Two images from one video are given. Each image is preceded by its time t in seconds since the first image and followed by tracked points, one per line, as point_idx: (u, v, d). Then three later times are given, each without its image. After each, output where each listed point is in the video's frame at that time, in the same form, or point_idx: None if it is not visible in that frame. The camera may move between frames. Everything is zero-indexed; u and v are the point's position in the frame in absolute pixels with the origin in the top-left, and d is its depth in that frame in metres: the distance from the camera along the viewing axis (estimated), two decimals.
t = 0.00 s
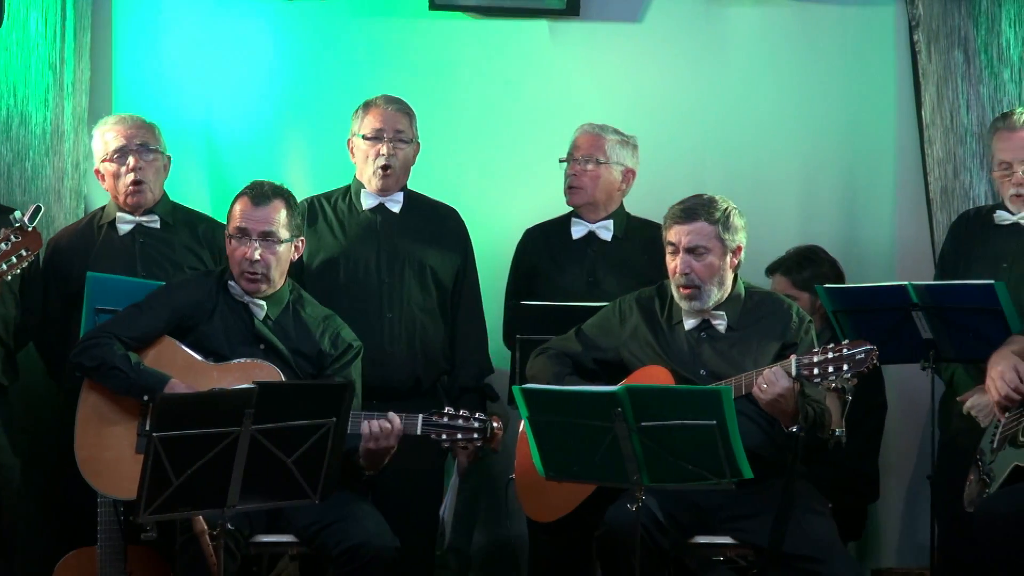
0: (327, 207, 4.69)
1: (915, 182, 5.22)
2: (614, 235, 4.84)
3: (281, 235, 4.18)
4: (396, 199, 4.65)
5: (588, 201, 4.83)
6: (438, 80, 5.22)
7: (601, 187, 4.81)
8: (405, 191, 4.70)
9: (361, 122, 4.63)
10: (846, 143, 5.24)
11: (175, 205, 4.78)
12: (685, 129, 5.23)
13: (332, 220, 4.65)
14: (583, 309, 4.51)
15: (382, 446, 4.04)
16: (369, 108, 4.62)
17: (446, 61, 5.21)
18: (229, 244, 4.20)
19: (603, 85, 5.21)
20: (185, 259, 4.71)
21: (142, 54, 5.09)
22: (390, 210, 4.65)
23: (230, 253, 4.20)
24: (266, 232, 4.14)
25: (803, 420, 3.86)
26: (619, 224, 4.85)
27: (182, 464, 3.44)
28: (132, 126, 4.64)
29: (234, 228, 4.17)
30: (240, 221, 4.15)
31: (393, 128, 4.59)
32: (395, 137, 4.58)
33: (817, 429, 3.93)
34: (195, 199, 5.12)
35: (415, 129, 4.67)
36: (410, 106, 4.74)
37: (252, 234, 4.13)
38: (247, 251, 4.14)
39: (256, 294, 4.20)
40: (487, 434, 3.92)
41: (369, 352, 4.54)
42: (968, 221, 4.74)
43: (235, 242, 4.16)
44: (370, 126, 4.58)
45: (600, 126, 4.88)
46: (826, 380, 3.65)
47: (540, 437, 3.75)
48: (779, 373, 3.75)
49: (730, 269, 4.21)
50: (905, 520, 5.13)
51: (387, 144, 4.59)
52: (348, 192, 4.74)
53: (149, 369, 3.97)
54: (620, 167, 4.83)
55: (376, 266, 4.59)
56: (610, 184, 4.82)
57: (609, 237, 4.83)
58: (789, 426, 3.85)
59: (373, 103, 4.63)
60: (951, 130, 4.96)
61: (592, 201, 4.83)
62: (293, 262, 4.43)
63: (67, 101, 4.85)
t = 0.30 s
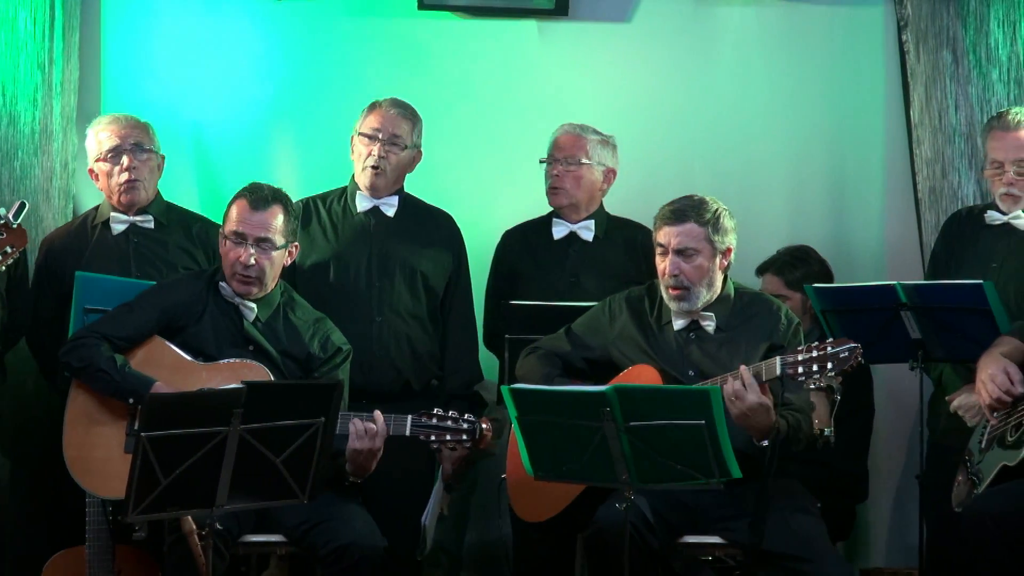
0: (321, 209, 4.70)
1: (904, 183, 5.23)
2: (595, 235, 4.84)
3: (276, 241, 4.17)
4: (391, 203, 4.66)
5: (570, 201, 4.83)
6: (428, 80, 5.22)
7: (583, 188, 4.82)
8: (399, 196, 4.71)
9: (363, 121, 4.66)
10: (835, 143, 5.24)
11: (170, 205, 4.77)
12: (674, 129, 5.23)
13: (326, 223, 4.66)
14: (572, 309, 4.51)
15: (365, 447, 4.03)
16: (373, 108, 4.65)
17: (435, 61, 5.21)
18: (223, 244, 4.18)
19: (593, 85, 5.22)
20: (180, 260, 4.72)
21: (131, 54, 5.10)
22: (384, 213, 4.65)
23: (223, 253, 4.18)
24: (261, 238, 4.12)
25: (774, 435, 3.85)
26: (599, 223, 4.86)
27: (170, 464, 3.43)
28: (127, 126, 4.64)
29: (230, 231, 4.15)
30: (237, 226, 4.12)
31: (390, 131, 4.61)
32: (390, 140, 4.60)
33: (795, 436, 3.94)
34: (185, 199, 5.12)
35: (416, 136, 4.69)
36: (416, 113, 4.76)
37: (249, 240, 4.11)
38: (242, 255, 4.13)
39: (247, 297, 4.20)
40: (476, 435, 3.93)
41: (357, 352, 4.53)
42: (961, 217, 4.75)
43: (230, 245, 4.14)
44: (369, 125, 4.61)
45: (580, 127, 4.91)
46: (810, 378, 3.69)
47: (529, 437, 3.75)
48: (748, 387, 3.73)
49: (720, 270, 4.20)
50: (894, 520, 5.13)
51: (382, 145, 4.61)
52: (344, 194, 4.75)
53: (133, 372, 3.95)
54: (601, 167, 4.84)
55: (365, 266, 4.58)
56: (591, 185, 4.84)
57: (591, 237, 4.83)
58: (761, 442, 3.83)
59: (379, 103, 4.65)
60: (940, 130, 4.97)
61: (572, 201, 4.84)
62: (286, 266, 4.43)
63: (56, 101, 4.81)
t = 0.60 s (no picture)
0: (315, 209, 4.70)
1: (893, 183, 5.23)
2: (580, 234, 4.85)
3: (282, 247, 4.20)
4: (384, 204, 4.65)
5: (557, 202, 4.84)
6: (418, 80, 5.22)
7: (570, 187, 4.86)
8: (393, 197, 4.70)
9: (361, 121, 4.73)
10: (826, 143, 5.24)
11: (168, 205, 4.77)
12: (664, 129, 5.23)
13: (317, 225, 4.65)
14: (564, 309, 4.51)
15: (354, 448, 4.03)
16: (370, 109, 4.74)
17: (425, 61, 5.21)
18: (225, 247, 4.17)
19: (582, 86, 5.21)
20: (179, 259, 4.72)
21: (121, 55, 5.10)
22: (376, 215, 4.64)
23: (226, 256, 4.17)
24: (270, 243, 4.14)
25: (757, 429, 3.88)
26: (584, 223, 4.87)
27: (159, 464, 3.43)
28: (123, 125, 4.65)
29: (238, 235, 4.15)
30: (249, 231, 4.12)
31: (386, 129, 4.67)
32: (386, 137, 4.65)
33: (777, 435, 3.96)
34: (175, 197, 5.12)
35: (413, 138, 4.75)
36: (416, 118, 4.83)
37: (260, 246, 4.13)
38: (251, 260, 4.14)
39: (241, 299, 4.18)
40: (465, 437, 3.93)
41: (347, 352, 4.53)
42: (952, 218, 4.72)
43: (238, 249, 4.14)
44: (367, 122, 4.68)
45: (567, 126, 4.95)
46: (799, 375, 3.71)
47: (518, 436, 3.75)
48: (739, 375, 3.75)
49: (710, 271, 4.19)
50: (883, 520, 5.13)
51: (377, 143, 4.66)
52: (339, 196, 4.74)
53: (123, 372, 3.96)
54: (588, 166, 4.88)
55: (355, 266, 4.57)
56: (577, 184, 4.87)
57: (574, 237, 4.84)
58: (744, 435, 3.85)
59: (376, 104, 4.74)
60: (929, 130, 4.97)
61: (560, 202, 4.85)
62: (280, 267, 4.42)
63: (45, 100, 4.82)
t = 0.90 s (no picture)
0: (308, 211, 4.72)
1: (883, 183, 5.24)
2: (568, 233, 4.87)
3: (278, 249, 4.19)
4: (376, 204, 4.66)
5: (548, 201, 4.87)
6: (408, 80, 5.21)
7: (560, 185, 4.88)
8: (385, 197, 4.71)
9: (353, 120, 4.73)
10: (815, 143, 5.25)
11: (164, 205, 4.77)
12: (654, 130, 5.24)
13: (310, 225, 4.66)
14: (557, 308, 4.51)
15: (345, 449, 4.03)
16: (362, 108, 4.74)
17: (414, 60, 5.21)
18: (221, 246, 4.16)
19: (573, 85, 5.21)
20: (177, 260, 4.71)
21: (111, 54, 5.09)
22: (368, 215, 4.65)
23: (221, 255, 4.16)
24: (268, 244, 4.13)
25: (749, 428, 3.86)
26: (571, 222, 4.89)
27: (149, 464, 3.43)
28: (119, 126, 4.65)
29: (235, 235, 4.13)
30: (247, 232, 4.11)
31: (378, 128, 4.67)
32: (377, 136, 4.65)
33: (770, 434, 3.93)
34: (166, 198, 5.11)
35: (405, 136, 4.73)
36: (408, 117, 4.81)
37: (258, 247, 4.11)
38: (247, 261, 4.13)
39: (235, 299, 4.17)
40: (456, 437, 3.93)
41: (338, 352, 4.52)
42: (946, 216, 4.69)
43: (234, 249, 4.13)
44: (358, 122, 4.68)
45: (558, 126, 4.97)
46: (792, 373, 3.72)
47: (508, 437, 3.74)
48: (732, 374, 3.76)
49: (702, 271, 4.21)
50: (873, 519, 5.14)
51: (369, 142, 4.66)
52: (332, 196, 4.76)
53: (115, 372, 3.95)
54: (578, 167, 4.91)
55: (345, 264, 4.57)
56: (566, 184, 4.90)
57: (561, 235, 4.86)
58: (736, 433, 3.83)
59: (368, 104, 4.74)
60: (919, 130, 4.98)
61: (550, 201, 4.87)
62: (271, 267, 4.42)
63: (34, 100, 4.79)
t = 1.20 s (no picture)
0: (301, 211, 4.71)
1: (875, 183, 5.24)
2: (560, 233, 4.88)
3: (273, 250, 4.20)
4: (368, 205, 4.65)
5: (540, 201, 4.87)
6: (399, 80, 5.21)
7: (552, 185, 4.88)
8: (376, 198, 4.71)
9: (342, 122, 4.76)
10: (807, 143, 5.25)
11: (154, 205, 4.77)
12: (646, 129, 5.24)
13: (302, 226, 4.66)
14: (547, 309, 4.51)
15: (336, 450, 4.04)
16: (350, 110, 4.77)
17: (406, 60, 5.20)
18: (216, 247, 4.15)
19: (565, 85, 5.21)
20: (167, 260, 4.71)
21: (102, 55, 5.10)
22: (361, 216, 4.64)
23: (217, 256, 4.15)
24: (264, 245, 4.13)
25: (741, 430, 3.86)
26: (562, 222, 4.90)
27: (141, 465, 3.43)
28: (108, 125, 4.66)
29: (231, 236, 4.12)
30: (243, 233, 4.10)
31: (365, 128, 4.69)
32: (364, 136, 4.67)
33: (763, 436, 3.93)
34: (157, 198, 5.11)
35: (394, 136, 4.75)
36: (398, 118, 4.83)
37: (254, 248, 4.11)
38: (244, 262, 4.13)
39: (228, 299, 4.17)
40: (448, 436, 3.91)
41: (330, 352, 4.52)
42: (940, 216, 4.69)
43: (230, 250, 4.12)
44: (346, 123, 4.71)
45: (550, 127, 4.98)
46: (785, 375, 3.70)
47: (500, 437, 3.74)
48: (725, 376, 3.75)
49: (697, 271, 4.20)
50: (864, 519, 5.14)
51: (357, 142, 4.68)
52: (324, 197, 4.75)
53: (108, 370, 3.94)
54: (570, 167, 4.91)
55: (337, 265, 4.56)
56: (559, 184, 4.90)
57: (553, 236, 4.87)
58: (727, 435, 3.84)
59: (356, 106, 4.78)
60: (910, 129, 4.98)
61: (543, 201, 4.87)
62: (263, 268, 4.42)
63: (26, 100, 4.78)
